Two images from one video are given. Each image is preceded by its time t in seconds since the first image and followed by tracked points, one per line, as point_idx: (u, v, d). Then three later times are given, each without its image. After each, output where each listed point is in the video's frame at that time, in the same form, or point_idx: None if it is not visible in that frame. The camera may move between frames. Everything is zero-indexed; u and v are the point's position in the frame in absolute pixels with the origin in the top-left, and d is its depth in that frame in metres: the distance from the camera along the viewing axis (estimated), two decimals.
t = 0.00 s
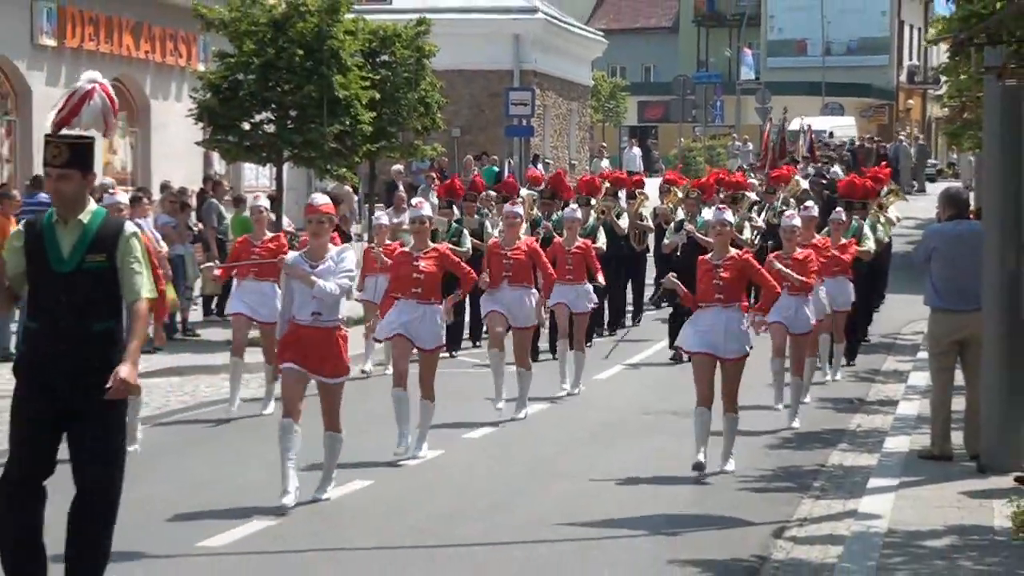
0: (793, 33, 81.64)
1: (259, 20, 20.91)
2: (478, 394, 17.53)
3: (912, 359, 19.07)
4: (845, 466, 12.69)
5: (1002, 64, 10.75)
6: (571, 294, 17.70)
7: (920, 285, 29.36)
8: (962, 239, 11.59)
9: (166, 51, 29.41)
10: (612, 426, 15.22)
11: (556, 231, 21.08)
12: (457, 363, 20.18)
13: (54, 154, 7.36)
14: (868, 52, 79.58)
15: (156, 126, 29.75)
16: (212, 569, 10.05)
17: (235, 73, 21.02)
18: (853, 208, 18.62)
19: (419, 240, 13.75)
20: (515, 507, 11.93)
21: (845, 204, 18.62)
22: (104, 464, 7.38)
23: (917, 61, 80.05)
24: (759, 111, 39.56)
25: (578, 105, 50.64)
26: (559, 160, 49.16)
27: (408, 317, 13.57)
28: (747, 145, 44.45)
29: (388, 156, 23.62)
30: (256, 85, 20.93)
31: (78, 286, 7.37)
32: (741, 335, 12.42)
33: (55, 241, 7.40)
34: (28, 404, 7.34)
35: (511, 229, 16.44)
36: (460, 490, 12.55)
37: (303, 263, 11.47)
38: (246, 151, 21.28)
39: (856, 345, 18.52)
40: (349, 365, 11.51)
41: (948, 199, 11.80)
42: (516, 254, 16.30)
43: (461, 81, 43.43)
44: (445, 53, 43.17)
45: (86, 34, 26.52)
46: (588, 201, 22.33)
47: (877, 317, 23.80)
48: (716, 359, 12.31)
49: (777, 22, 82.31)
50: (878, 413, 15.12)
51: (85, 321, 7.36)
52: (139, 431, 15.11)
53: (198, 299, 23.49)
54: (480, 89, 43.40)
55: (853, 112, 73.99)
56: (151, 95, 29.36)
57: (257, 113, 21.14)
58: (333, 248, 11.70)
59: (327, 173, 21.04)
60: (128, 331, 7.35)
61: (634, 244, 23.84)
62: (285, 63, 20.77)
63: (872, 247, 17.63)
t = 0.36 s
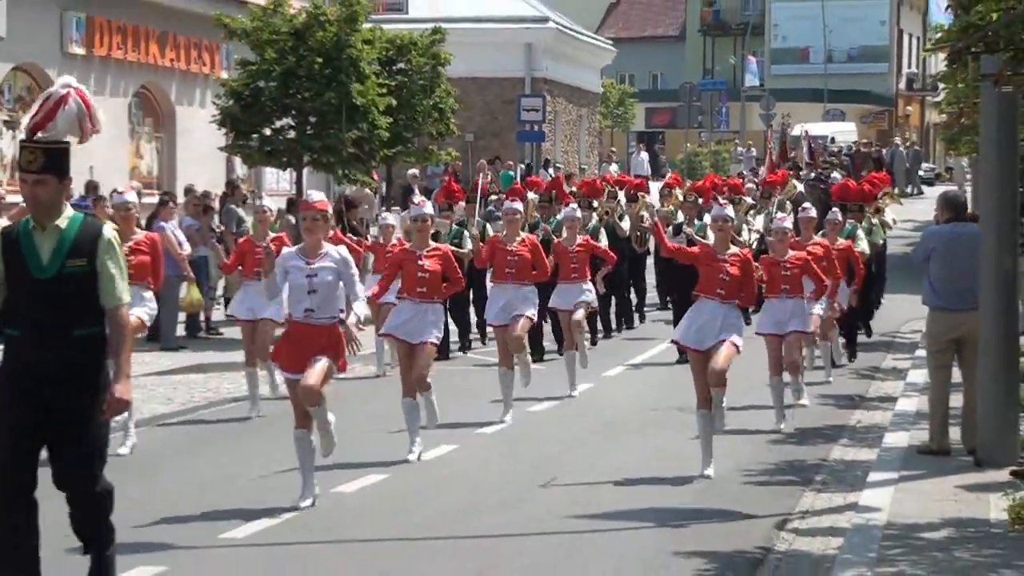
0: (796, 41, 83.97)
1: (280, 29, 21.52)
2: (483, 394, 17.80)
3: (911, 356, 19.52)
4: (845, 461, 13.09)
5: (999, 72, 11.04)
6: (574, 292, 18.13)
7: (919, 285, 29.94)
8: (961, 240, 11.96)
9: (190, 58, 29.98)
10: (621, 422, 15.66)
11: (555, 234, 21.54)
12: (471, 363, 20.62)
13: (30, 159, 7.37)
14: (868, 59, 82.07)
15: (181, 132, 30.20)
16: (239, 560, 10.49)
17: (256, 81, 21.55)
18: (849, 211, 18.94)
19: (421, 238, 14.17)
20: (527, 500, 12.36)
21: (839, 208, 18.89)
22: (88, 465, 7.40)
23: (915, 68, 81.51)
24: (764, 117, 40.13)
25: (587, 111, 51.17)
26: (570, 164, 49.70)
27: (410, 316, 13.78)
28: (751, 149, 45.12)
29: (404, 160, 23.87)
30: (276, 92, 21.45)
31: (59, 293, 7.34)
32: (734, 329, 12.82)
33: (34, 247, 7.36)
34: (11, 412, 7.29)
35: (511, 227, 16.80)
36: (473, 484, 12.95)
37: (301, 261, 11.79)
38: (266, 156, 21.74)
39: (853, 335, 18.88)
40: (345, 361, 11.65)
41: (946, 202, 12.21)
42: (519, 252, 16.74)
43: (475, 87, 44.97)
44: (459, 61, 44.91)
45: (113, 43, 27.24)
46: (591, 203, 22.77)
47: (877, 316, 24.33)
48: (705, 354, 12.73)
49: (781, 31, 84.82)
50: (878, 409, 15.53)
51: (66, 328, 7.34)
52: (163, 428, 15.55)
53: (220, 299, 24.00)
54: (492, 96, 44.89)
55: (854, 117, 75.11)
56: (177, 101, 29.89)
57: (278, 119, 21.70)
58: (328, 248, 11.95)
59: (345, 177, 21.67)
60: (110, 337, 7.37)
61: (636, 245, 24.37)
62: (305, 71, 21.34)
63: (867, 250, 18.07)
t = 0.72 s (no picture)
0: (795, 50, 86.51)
1: (296, 38, 22.11)
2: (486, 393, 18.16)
3: (906, 355, 19.98)
4: (842, 456, 13.49)
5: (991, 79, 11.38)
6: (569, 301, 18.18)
7: (913, 285, 30.50)
8: (954, 243, 12.34)
9: (208, 66, 30.47)
10: (625, 419, 16.08)
11: (555, 239, 22.11)
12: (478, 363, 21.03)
13: (16, 161, 7.23)
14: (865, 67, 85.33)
15: (200, 138, 30.65)
16: (257, 552, 10.88)
17: (272, 88, 22.07)
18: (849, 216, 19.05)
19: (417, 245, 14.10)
20: (533, 495, 12.73)
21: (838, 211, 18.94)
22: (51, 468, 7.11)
23: (913, 74, 82.56)
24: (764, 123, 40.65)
25: (592, 117, 51.67)
26: (576, 169, 50.21)
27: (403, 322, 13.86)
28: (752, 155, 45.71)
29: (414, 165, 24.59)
30: (291, 99, 22.02)
31: (39, 296, 7.19)
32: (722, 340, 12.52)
33: (15, 250, 7.22)
34: None
35: (510, 235, 16.78)
36: (481, 479, 13.34)
37: (299, 266, 11.59)
38: (282, 160, 22.18)
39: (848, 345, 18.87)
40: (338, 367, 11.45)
41: (940, 205, 12.62)
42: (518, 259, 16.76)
43: (484, 95, 45.44)
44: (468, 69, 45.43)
45: (135, 51, 27.77)
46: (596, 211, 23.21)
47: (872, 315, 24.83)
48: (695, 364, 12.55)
49: (779, 40, 87.64)
50: (874, 406, 15.95)
51: (45, 330, 7.19)
52: (179, 426, 15.96)
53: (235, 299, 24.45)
54: (501, 103, 45.32)
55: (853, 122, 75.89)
56: (196, 108, 30.33)
57: (293, 125, 22.21)
58: (325, 255, 11.79)
59: (358, 181, 22.21)
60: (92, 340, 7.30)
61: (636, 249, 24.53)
62: (320, 79, 21.88)
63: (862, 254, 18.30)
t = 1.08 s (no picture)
0: (794, 57, 88.16)
1: (310, 47, 22.75)
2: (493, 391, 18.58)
3: (900, 353, 20.46)
4: (838, 450, 13.91)
5: (981, 85, 11.90)
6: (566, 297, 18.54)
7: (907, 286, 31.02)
8: (945, 244, 12.79)
9: (226, 73, 30.91)
10: (629, 414, 16.53)
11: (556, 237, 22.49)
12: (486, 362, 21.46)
13: (8, 157, 7.27)
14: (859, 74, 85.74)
15: (218, 143, 31.14)
16: (274, 543, 11.28)
17: (287, 94, 22.82)
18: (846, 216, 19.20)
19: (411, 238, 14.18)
20: (538, 488, 13.15)
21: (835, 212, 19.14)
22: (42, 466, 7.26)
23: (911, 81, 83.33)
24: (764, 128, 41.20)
25: (596, 123, 52.15)
26: (580, 174, 50.69)
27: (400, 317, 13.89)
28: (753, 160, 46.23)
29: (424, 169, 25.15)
30: (306, 105, 22.68)
31: (24, 294, 7.27)
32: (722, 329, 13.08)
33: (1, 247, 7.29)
34: None
35: (509, 229, 17.36)
36: (488, 473, 13.75)
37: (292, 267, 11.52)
38: (297, 164, 22.92)
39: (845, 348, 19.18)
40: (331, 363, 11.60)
41: (932, 208, 13.07)
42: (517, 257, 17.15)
43: (491, 102, 45.86)
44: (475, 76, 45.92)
45: (155, 59, 28.26)
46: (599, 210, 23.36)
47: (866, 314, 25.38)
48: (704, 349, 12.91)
49: (778, 47, 89.18)
50: (870, 401, 16.40)
51: (29, 330, 7.25)
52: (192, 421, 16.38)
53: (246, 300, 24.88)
54: (508, 110, 45.77)
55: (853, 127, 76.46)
56: (213, 113, 30.81)
57: (307, 130, 22.91)
58: (316, 251, 11.72)
59: (369, 185, 22.73)
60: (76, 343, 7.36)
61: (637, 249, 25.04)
62: (332, 86, 22.51)
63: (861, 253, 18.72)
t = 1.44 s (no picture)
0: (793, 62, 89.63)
1: (321, 52, 23.29)
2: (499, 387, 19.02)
3: (894, 349, 20.92)
4: (834, 444, 14.32)
5: (972, 91, 12.18)
6: (560, 301, 18.69)
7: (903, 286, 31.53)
8: (935, 243, 13.16)
9: (240, 78, 31.31)
10: (631, 410, 16.94)
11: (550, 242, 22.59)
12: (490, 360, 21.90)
13: None
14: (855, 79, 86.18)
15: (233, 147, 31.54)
16: (288, 533, 11.68)
17: (299, 100, 23.34)
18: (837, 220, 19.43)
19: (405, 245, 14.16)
20: (542, 481, 13.55)
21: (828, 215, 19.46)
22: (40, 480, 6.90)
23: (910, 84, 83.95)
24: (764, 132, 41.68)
25: (599, 126, 52.60)
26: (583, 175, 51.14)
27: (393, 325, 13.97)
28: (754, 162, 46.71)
29: (433, 172, 25.49)
30: (318, 110, 23.20)
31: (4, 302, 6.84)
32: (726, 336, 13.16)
33: None
34: None
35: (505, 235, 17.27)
36: (494, 466, 14.17)
37: (283, 270, 11.47)
38: (310, 167, 23.44)
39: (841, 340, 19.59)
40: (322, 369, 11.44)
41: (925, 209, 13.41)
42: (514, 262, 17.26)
43: (498, 106, 46.26)
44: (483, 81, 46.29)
45: (172, 65, 28.75)
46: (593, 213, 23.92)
47: (862, 312, 25.83)
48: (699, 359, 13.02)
49: (775, 52, 90.07)
50: (864, 397, 16.84)
51: (10, 339, 6.84)
52: (207, 415, 16.81)
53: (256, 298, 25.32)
54: (513, 113, 46.18)
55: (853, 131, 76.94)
56: (229, 117, 31.26)
57: (319, 134, 23.44)
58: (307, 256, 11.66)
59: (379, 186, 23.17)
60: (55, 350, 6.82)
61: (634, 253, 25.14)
62: (343, 91, 23.04)
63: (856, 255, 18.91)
